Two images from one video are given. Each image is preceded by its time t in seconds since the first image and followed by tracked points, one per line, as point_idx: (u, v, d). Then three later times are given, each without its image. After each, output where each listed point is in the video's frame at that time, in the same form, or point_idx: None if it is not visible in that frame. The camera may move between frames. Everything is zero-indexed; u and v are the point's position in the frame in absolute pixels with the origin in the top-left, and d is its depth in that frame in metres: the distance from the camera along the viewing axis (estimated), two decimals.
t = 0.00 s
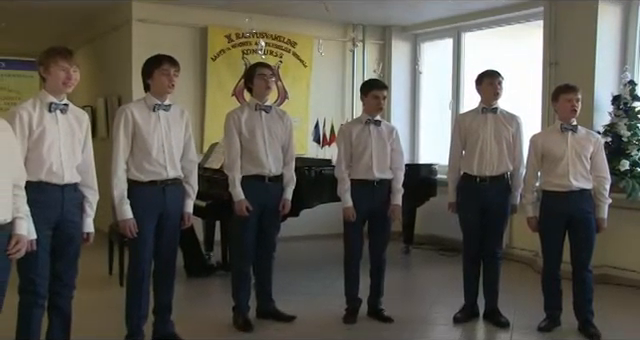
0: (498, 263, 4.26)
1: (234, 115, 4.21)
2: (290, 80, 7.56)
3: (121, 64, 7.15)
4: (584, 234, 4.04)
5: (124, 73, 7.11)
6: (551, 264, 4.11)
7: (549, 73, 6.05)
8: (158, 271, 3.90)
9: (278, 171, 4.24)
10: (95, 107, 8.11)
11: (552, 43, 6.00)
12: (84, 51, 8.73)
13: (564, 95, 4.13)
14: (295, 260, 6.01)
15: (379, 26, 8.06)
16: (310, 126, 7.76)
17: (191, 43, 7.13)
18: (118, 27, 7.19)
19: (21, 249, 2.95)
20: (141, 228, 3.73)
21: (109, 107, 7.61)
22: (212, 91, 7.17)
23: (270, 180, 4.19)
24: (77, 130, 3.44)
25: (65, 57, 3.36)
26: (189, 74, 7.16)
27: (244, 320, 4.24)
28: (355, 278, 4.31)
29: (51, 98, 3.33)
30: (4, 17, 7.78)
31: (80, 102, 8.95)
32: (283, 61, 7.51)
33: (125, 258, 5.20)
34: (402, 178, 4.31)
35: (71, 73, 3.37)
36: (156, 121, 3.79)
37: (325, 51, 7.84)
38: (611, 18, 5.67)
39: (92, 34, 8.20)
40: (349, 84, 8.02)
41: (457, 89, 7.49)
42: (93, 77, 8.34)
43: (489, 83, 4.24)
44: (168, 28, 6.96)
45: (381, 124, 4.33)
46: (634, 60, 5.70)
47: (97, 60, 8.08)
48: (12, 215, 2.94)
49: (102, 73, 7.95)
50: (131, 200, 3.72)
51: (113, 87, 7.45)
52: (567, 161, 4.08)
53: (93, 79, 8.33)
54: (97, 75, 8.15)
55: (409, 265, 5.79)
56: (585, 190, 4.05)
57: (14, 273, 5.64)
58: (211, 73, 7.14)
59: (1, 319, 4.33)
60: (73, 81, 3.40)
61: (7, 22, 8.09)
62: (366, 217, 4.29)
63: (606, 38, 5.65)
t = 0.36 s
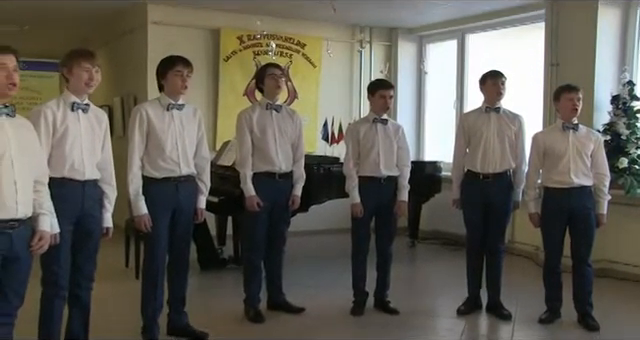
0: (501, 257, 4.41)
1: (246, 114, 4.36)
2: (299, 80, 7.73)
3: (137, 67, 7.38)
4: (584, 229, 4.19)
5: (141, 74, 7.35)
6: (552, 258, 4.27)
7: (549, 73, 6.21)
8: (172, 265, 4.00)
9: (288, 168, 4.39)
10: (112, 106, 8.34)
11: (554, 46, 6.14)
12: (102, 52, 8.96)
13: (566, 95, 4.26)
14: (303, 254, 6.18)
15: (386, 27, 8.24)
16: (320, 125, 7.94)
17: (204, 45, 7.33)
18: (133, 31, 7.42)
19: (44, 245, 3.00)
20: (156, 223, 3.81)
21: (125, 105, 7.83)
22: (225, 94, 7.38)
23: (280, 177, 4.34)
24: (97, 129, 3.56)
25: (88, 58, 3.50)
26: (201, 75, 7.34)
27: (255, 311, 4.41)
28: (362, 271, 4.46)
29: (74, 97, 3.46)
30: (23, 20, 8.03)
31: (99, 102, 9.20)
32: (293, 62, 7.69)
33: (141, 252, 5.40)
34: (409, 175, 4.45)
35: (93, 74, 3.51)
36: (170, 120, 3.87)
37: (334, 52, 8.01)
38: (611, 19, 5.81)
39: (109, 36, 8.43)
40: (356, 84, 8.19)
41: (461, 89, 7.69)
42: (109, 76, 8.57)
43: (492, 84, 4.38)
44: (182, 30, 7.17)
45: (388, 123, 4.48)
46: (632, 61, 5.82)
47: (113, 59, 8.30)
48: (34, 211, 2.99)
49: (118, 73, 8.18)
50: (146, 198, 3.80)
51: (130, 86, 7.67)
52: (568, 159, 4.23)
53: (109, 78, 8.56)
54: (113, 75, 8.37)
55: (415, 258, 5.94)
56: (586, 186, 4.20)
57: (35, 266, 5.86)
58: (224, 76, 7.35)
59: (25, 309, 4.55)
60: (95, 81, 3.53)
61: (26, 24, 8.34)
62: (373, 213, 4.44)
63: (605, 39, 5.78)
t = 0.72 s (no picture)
0: (502, 252, 4.57)
1: (256, 114, 4.52)
2: (307, 81, 7.97)
3: (150, 68, 7.61)
4: (583, 225, 4.33)
5: (154, 75, 7.60)
6: (551, 253, 4.42)
7: (549, 74, 6.37)
8: (184, 259, 4.17)
9: (297, 165, 4.56)
10: (128, 106, 8.61)
11: (554, 48, 6.31)
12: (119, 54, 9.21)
13: (566, 95, 4.40)
14: (310, 249, 6.36)
15: (390, 30, 8.48)
16: (327, 124, 8.16)
17: (216, 47, 7.55)
18: (148, 33, 7.65)
19: (63, 238, 3.14)
20: (169, 217, 3.98)
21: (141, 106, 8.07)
22: (236, 96, 7.57)
23: (289, 174, 4.51)
24: (114, 129, 3.72)
25: (105, 59, 3.65)
26: (213, 76, 7.57)
27: (265, 304, 4.58)
28: (367, 265, 4.63)
29: (92, 98, 3.62)
30: (41, 23, 8.28)
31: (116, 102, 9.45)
32: (301, 64, 7.93)
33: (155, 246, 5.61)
34: (413, 172, 4.61)
35: (109, 75, 3.66)
36: (183, 119, 4.04)
37: (340, 54, 8.24)
38: (610, 20, 5.98)
39: (124, 38, 8.66)
40: (362, 84, 8.43)
41: (464, 89, 7.90)
42: (124, 77, 8.83)
43: (495, 84, 4.53)
44: (195, 33, 7.39)
45: (393, 122, 4.64)
46: (629, 63, 6.00)
47: (128, 61, 8.56)
48: (52, 206, 3.13)
49: (133, 74, 8.42)
50: (160, 193, 3.97)
51: (144, 87, 7.91)
52: (568, 157, 4.36)
53: (125, 79, 8.82)
54: (128, 76, 8.62)
55: (419, 253, 6.11)
56: (585, 184, 4.33)
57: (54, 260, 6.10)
58: (236, 77, 7.57)
59: (46, 301, 4.77)
60: (111, 82, 3.69)
61: (44, 27, 8.60)
62: (378, 209, 4.60)
63: (603, 41, 5.95)
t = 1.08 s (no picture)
0: (502, 248, 4.75)
1: (266, 116, 4.69)
2: (315, 83, 8.24)
3: (164, 71, 7.87)
4: (581, 223, 4.48)
5: (167, 77, 7.84)
6: (551, 250, 4.57)
7: (549, 76, 6.57)
8: (197, 254, 4.35)
9: (305, 164, 4.73)
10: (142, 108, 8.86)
11: (553, 50, 6.49)
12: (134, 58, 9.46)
13: (566, 97, 4.53)
14: (318, 245, 6.55)
15: (395, 34, 8.74)
16: (334, 124, 8.45)
17: (227, 50, 7.80)
18: (161, 38, 7.89)
19: (80, 235, 3.21)
20: (183, 215, 4.16)
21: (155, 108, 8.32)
22: (246, 97, 7.82)
23: (297, 173, 4.68)
24: (129, 129, 3.83)
25: (119, 62, 3.77)
26: (224, 79, 7.82)
27: (274, 298, 4.77)
28: (372, 261, 4.80)
29: (107, 99, 3.75)
30: (58, 29, 8.52)
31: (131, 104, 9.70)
32: (309, 66, 8.20)
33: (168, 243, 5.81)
34: (416, 172, 4.79)
35: (124, 77, 3.78)
36: (195, 120, 4.22)
37: (347, 57, 8.51)
38: (608, 25, 6.15)
39: (138, 42, 8.90)
40: (368, 86, 8.71)
41: (466, 91, 8.11)
42: (138, 80, 9.08)
43: (496, 86, 4.69)
44: (207, 38, 7.64)
45: (398, 123, 4.81)
46: (626, 66, 6.16)
47: (142, 64, 8.81)
48: (70, 203, 3.21)
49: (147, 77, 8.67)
50: (174, 191, 4.14)
51: (157, 88, 8.16)
52: (567, 157, 4.50)
53: (139, 81, 9.07)
54: (142, 78, 8.87)
55: (423, 249, 6.29)
56: (584, 183, 4.48)
57: (72, 257, 6.32)
58: (246, 78, 7.80)
59: (65, 295, 4.98)
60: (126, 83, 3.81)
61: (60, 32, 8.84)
62: (383, 207, 4.77)
63: (601, 44, 6.12)
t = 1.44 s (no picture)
0: (503, 245, 4.92)
1: (275, 118, 4.88)
2: (322, 86, 8.50)
3: (177, 74, 8.14)
4: (579, 221, 4.63)
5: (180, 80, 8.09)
6: (550, 247, 4.73)
7: (548, 79, 6.74)
8: (209, 250, 4.54)
9: (312, 164, 4.92)
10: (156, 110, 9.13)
11: (552, 54, 6.69)
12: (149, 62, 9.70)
13: (564, 100, 4.67)
14: (324, 242, 6.75)
15: (399, 39, 9.01)
16: (340, 125, 8.70)
17: (237, 54, 8.05)
18: (174, 43, 8.17)
19: (98, 231, 3.42)
20: (195, 213, 4.34)
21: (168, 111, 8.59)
22: (256, 99, 8.08)
23: (305, 172, 4.86)
24: (142, 131, 4.04)
25: (131, 66, 3.96)
26: (235, 82, 8.07)
27: (282, 293, 4.96)
28: (377, 257, 4.98)
29: (121, 102, 3.92)
30: (75, 35, 8.78)
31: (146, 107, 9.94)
32: (316, 70, 8.46)
33: (181, 239, 6.04)
34: (420, 172, 4.96)
35: (137, 80, 3.98)
36: (207, 121, 4.41)
37: (353, 61, 8.79)
38: (603, 32, 6.30)
39: (152, 47, 9.20)
40: (373, 89, 8.99)
41: (468, 94, 8.33)
42: (152, 83, 9.36)
43: (497, 88, 4.85)
44: (219, 42, 7.89)
45: (401, 124, 4.98)
46: (622, 69, 6.32)
47: (156, 68, 9.09)
48: (88, 202, 3.40)
49: (161, 80, 8.93)
50: (187, 190, 4.33)
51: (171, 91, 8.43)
52: (566, 157, 4.65)
53: (153, 85, 9.35)
54: (156, 81, 9.14)
55: (426, 247, 6.48)
56: (582, 183, 4.63)
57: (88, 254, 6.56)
58: (255, 82, 8.04)
59: (82, 289, 5.20)
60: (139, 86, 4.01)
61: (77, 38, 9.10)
62: (388, 205, 4.95)
63: (598, 48, 6.29)
